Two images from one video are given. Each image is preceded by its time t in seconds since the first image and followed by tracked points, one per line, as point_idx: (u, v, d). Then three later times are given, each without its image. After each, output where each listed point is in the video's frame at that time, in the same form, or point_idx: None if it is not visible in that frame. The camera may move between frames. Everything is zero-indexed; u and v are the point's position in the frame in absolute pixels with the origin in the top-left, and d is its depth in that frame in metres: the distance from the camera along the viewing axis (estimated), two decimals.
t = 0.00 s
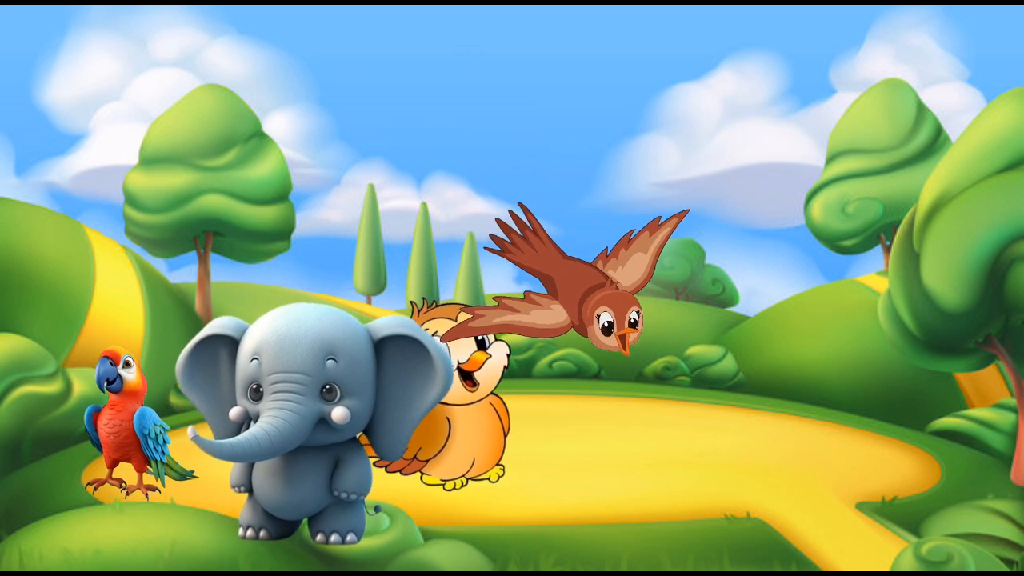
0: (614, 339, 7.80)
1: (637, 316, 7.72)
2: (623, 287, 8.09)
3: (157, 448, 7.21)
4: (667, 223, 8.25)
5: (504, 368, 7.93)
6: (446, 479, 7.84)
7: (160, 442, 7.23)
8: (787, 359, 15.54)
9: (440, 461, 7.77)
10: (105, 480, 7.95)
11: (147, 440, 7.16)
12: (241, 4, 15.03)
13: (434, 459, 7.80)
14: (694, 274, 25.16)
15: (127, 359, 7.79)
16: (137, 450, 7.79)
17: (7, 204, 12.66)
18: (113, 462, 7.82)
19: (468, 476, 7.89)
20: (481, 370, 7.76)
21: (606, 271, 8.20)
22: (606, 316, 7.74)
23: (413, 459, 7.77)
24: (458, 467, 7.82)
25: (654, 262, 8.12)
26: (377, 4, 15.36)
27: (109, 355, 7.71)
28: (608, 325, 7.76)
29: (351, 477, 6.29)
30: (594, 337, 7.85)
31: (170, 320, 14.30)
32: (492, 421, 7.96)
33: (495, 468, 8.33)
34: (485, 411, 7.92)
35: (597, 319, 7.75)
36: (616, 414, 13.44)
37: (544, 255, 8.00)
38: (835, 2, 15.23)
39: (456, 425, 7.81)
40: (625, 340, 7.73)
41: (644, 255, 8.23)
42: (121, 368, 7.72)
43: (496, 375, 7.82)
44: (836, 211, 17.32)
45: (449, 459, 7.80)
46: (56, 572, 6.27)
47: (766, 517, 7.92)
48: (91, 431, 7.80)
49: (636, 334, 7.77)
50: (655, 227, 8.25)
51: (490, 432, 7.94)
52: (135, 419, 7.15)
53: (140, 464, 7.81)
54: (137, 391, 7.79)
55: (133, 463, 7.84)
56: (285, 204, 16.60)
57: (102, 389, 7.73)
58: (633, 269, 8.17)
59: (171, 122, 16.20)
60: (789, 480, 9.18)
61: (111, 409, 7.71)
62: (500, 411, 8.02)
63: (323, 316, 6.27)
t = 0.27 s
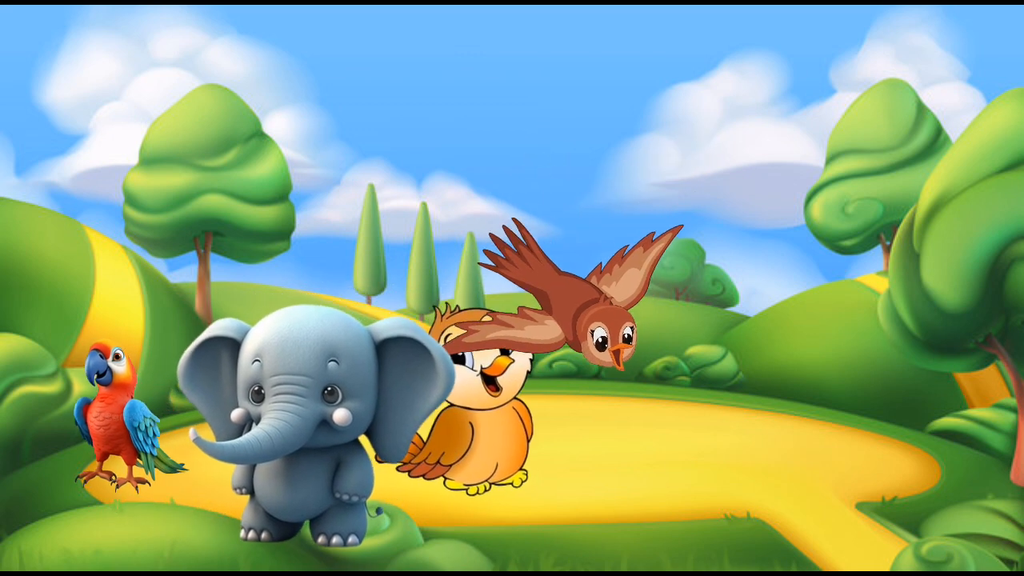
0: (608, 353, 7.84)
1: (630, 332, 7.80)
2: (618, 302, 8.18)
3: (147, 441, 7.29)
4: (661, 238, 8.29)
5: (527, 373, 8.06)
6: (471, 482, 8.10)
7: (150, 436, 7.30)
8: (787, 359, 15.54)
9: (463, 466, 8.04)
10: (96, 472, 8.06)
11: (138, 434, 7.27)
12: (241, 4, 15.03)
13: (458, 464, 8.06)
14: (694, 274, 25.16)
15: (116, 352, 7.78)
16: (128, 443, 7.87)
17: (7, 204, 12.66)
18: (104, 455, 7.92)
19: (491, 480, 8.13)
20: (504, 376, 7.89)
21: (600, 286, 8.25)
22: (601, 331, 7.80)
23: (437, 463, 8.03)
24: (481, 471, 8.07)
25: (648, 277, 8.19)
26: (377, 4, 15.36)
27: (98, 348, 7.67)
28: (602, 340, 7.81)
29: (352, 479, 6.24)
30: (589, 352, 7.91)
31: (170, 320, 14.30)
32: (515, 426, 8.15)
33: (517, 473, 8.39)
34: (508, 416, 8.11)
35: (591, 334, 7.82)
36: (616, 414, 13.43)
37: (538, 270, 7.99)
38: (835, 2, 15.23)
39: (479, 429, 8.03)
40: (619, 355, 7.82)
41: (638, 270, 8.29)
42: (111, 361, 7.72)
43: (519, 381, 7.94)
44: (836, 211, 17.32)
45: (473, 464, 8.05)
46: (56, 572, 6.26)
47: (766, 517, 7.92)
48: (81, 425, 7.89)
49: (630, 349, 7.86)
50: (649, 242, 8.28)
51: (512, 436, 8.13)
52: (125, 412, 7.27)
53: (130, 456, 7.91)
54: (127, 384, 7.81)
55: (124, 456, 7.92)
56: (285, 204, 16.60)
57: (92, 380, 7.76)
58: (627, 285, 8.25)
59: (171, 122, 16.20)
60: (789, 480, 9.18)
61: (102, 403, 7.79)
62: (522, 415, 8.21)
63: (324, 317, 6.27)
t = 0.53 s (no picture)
0: (602, 369, 7.74)
1: (624, 348, 7.65)
2: (612, 317, 8.07)
3: (137, 433, 7.54)
4: (655, 253, 8.24)
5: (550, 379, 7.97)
6: (494, 487, 8.01)
7: (140, 428, 7.54)
8: (787, 359, 15.54)
9: (486, 471, 7.95)
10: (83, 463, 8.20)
11: (128, 426, 7.49)
12: (240, 5, 15.03)
13: (481, 469, 7.97)
14: (694, 274, 25.15)
15: (107, 344, 7.79)
16: (118, 436, 7.90)
17: (7, 204, 12.66)
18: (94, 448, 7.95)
19: (514, 485, 8.02)
20: (527, 381, 7.84)
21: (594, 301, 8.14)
22: (595, 346, 7.69)
23: (460, 468, 7.97)
24: (503, 476, 7.96)
25: (642, 292, 8.06)
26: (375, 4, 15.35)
27: (89, 341, 7.68)
28: (596, 356, 7.69)
29: (368, 476, 6.34)
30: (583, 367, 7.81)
31: (170, 320, 14.29)
32: (538, 431, 8.02)
33: (541, 478, 8.24)
34: (531, 420, 7.99)
35: (585, 350, 7.71)
36: (616, 414, 13.43)
37: (532, 285, 7.91)
38: (834, 2, 15.23)
39: (502, 434, 7.92)
40: (613, 370, 7.68)
41: (632, 285, 8.19)
42: (101, 354, 7.74)
43: (542, 387, 7.87)
44: (836, 211, 17.32)
45: (496, 469, 7.95)
46: (56, 572, 6.27)
47: (766, 517, 7.92)
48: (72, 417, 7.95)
49: (625, 364, 7.71)
50: (643, 257, 8.19)
51: (536, 440, 8.00)
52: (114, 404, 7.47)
53: (120, 449, 7.96)
54: (117, 376, 7.84)
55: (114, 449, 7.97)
56: (285, 204, 16.60)
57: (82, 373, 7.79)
58: (621, 299, 8.11)
59: (171, 122, 16.19)
60: (789, 480, 9.18)
61: (92, 395, 7.81)
62: (546, 420, 8.09)
63: (340, 314, 6.27)
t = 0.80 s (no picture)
0: (596, 385, 7.57)
1: (618, 363, 7.52)
2: (606, 333, 7.91)
3: (145, 432, 7.62)
4: (650, 269, 8.07)
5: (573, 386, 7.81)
6: (518, 492, 7.81)
7: (148, 427, 7.63)
8: (787, 359, 15.54)
9: (510, 475, 7.75)
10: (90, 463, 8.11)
11: (136, 424, 7.55)
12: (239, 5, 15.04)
13: (505, 473, 7.77)
14: (693, 274, 25.17)
15: (116, 342, 7.74)
16: (126, 435, 7.83)
17: (7, 204, 12.67)
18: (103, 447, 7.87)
19: (538, 490, 7.84)
20: (550, 388, 7.69)
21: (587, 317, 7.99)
22: (589, 361, 7.55)
23: (483, 473, 7.77)
24: (527, 481, 7.78)
25: (636, 307, 7.94)
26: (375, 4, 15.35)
27: (98, 339, 7.63)
28: (590, 371, 7.56)
29: (383, 474, 6.43)
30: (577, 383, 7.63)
31: (170, 320, 14.29)
32: (561, 435, 7.87)
33: (563, 483, 8.06)
34: (554, 425, 7.84)
35: (578, 365, 7.56)
36: (616, 414, 13.43)
37: (526, 301, 7.77)
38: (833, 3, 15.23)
39: (525, 438, 7.76)
40: (608, 386, 7.51)
41: (627, 301, 8.03)
42: (110, 352, 7.69)
43: (565, 394, 7.72)
44: (836, 211, 17.33)
45: (520, 473, 7.76)
46: (56, 572, 6.26)
47: (766, 517, 7.92)
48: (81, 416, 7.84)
49: (619, 381, 7.55)
50: (637, 273, 8.05)
51: (558, 444, 7.84)
52: (124, 403, 7.55)
53: (128, 448, 7.87)
54: (126, 374, 7.81)
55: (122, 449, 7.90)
56: (285, 204, 16.60)
57: (90, 372, 7.72)
58: (615, 315, 7.96)
59: (171, 122, 16.19)
60: (789, 480, 9.18)
61: (101, 394, 7.74)
62: (569, 425, 7.93)
63: (355, 312, 6.27)
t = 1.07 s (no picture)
0: (591, 400, 7.34)
1: (613, 378, 7.30)
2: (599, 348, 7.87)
3: (168, 435, 7.56)
4: (644, 284, 7.95)
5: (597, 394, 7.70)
6: (541, 497, 7.81)
7: (171, 430, 7.58)
8: (787, 359, 15.53)
9: (533, 480, 7.75)
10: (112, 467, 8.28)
11: (159, 427, 7.49)
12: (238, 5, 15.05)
13: (528, 478, 7.78)
14: (694, 274, 25.18)
15: (140, 345, 7.70)
16: (149, 437, 7.88)
17: (6, 204, 12.67)
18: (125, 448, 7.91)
19: (560, 495, 7.81)
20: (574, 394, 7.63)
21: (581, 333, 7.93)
22: (583, 376, 7.33)
23: (506, 477, 7.80)
24: (550, 486, 7.76)
25: (631, 323, 7.87)
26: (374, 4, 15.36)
27: (122, 343, 7.59)
28: (585, 387, 7.33)
29: (398, 471, 6.41)
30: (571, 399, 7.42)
31: (170, 320, 14.29)
32: (584, 440, 7.82)
33: (587, 487, 8.02)
34: (577, 430, 7.79)
35: (573, 380, 7.36)
36: (616, 414, 13.43)
37: (520, 316, 7.55)
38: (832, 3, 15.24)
39: (547, 443, 7.72)
40: (602, 402, 7.31)
41: (621, 316, 7.96)
42: (132, 355, 7.66)
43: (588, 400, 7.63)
44: (836, 211, 17.33)
45: (543, 478, 7.75)
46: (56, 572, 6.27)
47: (766, 517, 7.92)
48: (104, 418, 7.84)
49: (614, 396, 7.33)
50: (632, 288, 7.98)
51: (581, 449, 7.80)
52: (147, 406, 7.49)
53: (150, 450, 7.94)
54: (148, 377, 7.77)
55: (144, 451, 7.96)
56: (285, 204, 16.61)
57: (113, 374, 7.69)
58: (610, 330, 7.90)
59: (171, 122, 16.20)
60: (789, 480, 9.18)
61: (123, 396, 7.73)
62: (592, 430, 7.88)
63: (370, 309, 6.28)
